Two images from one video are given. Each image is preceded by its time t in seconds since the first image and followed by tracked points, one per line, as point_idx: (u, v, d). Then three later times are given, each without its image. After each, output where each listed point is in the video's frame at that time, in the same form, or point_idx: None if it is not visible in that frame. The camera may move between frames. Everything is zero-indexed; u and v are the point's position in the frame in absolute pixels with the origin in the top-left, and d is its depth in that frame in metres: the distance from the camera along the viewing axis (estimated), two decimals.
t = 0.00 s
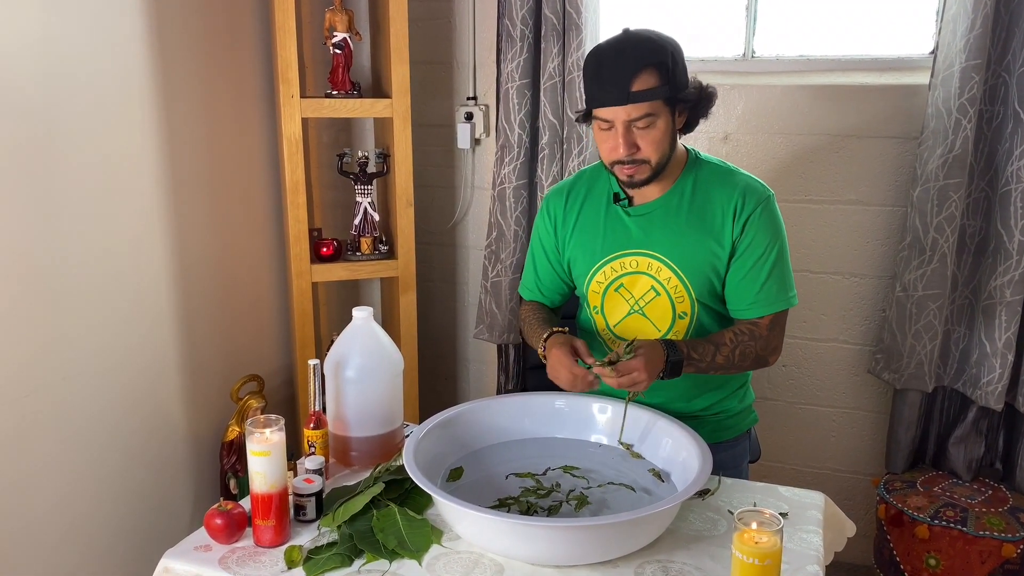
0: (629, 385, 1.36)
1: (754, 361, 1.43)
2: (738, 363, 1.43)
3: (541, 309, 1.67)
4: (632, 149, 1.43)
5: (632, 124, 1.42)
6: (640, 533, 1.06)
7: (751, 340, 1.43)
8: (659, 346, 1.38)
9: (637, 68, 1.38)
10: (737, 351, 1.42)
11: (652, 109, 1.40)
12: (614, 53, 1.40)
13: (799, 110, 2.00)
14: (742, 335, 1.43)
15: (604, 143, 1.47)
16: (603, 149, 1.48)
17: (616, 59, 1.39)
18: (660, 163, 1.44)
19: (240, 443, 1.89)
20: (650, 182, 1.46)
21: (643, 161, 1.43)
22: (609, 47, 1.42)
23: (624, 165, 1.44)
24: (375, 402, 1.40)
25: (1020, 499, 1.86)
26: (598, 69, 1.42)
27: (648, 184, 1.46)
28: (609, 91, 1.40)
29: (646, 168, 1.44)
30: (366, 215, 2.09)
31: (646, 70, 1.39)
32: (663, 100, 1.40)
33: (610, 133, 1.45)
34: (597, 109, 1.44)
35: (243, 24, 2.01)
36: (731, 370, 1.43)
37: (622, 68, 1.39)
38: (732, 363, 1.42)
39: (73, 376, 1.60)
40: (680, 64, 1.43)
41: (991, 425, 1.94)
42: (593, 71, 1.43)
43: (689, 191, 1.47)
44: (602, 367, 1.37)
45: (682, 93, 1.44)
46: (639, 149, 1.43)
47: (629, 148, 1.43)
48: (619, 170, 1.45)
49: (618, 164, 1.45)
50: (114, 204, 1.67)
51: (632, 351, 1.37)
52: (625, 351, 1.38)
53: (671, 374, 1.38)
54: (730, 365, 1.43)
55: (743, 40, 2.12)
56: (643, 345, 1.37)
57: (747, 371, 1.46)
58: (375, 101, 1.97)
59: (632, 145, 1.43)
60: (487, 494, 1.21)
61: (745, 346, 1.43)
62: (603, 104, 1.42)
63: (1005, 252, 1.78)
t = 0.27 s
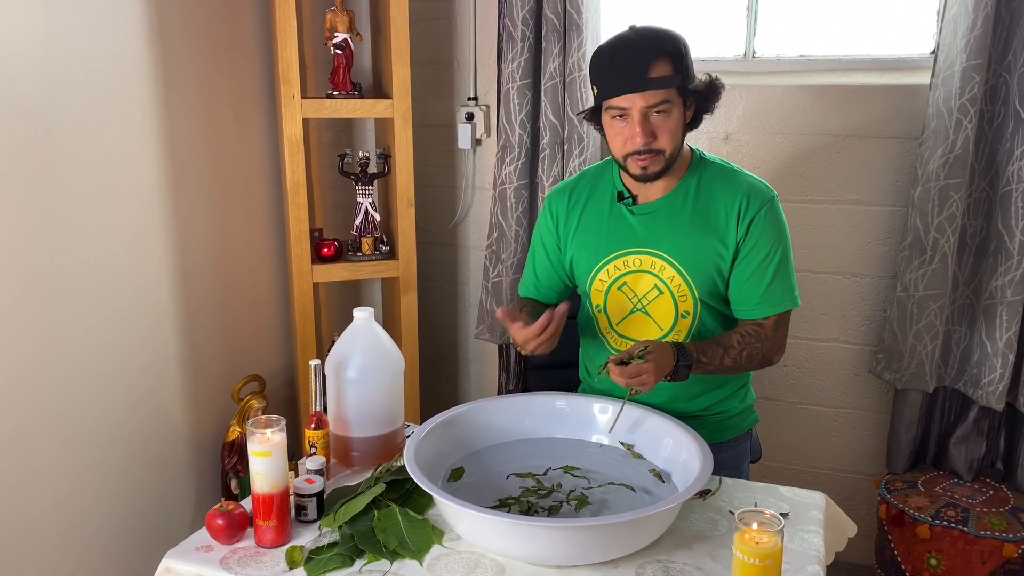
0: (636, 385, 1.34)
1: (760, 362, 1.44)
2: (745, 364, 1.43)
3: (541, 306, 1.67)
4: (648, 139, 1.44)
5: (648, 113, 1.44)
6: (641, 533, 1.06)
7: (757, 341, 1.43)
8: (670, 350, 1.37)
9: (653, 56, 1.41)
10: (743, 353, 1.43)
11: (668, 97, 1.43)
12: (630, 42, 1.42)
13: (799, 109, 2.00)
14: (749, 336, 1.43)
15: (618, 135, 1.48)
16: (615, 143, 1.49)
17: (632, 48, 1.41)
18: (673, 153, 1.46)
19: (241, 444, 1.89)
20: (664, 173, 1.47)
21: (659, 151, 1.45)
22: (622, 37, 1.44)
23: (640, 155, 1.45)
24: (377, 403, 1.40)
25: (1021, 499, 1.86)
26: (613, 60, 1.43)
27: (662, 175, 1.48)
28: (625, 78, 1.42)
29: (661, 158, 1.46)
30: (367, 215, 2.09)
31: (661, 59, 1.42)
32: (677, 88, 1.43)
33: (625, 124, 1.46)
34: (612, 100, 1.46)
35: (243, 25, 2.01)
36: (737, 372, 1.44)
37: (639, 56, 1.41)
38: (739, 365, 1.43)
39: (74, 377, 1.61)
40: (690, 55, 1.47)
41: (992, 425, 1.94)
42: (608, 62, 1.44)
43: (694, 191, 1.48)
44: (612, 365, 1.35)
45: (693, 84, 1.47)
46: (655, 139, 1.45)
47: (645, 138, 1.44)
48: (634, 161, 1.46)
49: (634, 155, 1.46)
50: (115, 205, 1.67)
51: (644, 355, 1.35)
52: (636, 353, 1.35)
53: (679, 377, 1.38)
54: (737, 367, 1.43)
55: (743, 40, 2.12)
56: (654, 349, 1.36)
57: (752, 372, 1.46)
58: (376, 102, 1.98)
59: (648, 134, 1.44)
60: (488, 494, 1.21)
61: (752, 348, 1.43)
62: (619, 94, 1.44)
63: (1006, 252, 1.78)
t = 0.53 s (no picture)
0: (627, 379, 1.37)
1: (756, 362, 1.44)
2: (740, 364, 1.44)
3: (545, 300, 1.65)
4: (653, 133, 1.45)
5: (652, 107, 1.45)
6: (642, 533, 1.06)
7: (753, 342, 1.44)
8: (666, 348, 1.39)
9: (657, 50, 1.42)
10: (740, 353, 1.43)
11: (671, 91, 1.44)
12: (632, 38, 1.43)
13: (800, 110, 2.01)
14: (745, 337, 1.44)
15: (621, 130, 1.48)
16: (619, 139, 1.48)
17: (636, 43, 1.42)
18: (677, 148, 1.47)
19: (243, 444, 1.89)
20: (668, 169, 1.48)
21: (664, 145, 1.45)
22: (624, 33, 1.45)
23: (645, 150, 1.45)
24: (378, 403, 1.41)
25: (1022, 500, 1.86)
26: (616, 55, 1.44)
27: (665, 170, 1.48)
28: (630, 73, 1.43)
29: (665, 153, 1.46)
30: (369, 216, 2.09)
31: (664, 54, 1.43)
32: (679, 83, 1.44)
33: (629, 119, 1.47)
34: (616, 95, 1.46)
35: (245, 26, 2.01)
36: (733, 371, 1.45)
37: (643, 51, 1.42)
38: (734, 364, 1.44)
39: (77, 378, 1.61)
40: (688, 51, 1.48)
41: (993, 425, 1.95)
42: (610, 58, 1.45)
43: (693, 190, 1.48)
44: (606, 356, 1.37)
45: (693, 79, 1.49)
46: (659, 133, 1.45)
47: (651, 132, 1.44)
48: (639, 156, 1.46)
49: (639, 149, 1.46)
50: (117, 207, 1.67)
51: (638, 351, 1.36)
52: (631, 347, 1.37)
53: (672, 375, 1.39)
54: (733, 367, 1.44)
55: (744, 40, 2.13)
56: (649, 345, 1.37)
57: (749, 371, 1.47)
58: (377, 103, 1.98)
59: (653, 129, 1.44)
60: (490, 494, 1.22)
61: (748, 349, 1.44)
62: (624, 88, 1.44)
63: (1006, 253, 1.78)
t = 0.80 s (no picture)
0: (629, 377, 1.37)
1: (758, 362, 1.45)
2: (743, 364, 1.44)
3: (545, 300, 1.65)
4: (657, 132, 1.45)
5: (656, 106, 1.45)
6: (643, 533, 1.06)
7: (756, 342, 1.44)
8: (670, 347, 1.39)
9: (661, 49, 1.43)
10: (743, 352, 1.44)
11: (675, 91, 1.45)
12: (637, 37, 1.44)
13: (801, 111, 2.01)
14: (748, 337, 1.44)
15: (625, 130, 1.48)
16: (623, 138, 1.49)
17: (641, 42, 1.43)
18: (681, 147, 1.47)
19: (244, 445, 1.90)
20: (671, 168, 1.48)
21: (667, 144, 1.46)
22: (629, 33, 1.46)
23: (649, 148, 1.45)
24: (379, 403, 1.41)
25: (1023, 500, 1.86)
26: (621, 54, 1.44)
27: (669, 170, 1.48)
28: (635, 72, 1.43)
29: (669, 152, 1.46)
30: (370, 217, 2.10)
31: (668, 53, 1.44)
32: (683, 83, 1.45)
33: (633, 118, 1.47)
34: (620, 93, 1.46)
35: (246, 27, 2.02)
36: (736, 371, 1.45)
37: (649, 50, 1.42)
38: (737, 364, 1.44)
39: (78, 379, 1.61)
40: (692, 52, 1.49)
41: (993, 426, 1.95)
42: (615, 57, 1.45)
43: (696, 191, 1.49)
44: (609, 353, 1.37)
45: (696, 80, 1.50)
46: (663, 132, 1.46)
47: (655, 131, 1.45)
48: (643, 155, 1.47)
49: (643, 148, 1.46)
50: (119, 208, 1.68)
51: (641, 348, 1.37)
52: (634, 345, 1.37)
53: (675, 375, 1.40)
54: (735, 366, 1.45)
55: (745, 42, 2.13)
56: (652, 344, 1.38)
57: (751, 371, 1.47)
58: (378, 104, 1.98)
59: (657, 128, 1.45)
60: (491, 495, 1.22)
61: (751, 348, 1.44)
62: (629, 87, 1.44)
63: (1006, 254, 1.79)
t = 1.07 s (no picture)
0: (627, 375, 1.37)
1: (759, 362, 1.45)
2: (743, 364, 1.44)
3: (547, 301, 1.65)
4: (666, 128, 1.45)
5: (666, 102, 1.46)
6: (642, 533, 1.06)
7: (756, 342, 1.44)
8: (670, 346, 1.39)
9: (673, 45, 1.44)
10: (743, 352, 1.44)
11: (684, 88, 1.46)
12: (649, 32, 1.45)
13: (801, 112, 2.01)
14: (748, 337, 1.45)
15: (633, 124, 1.49)
16: (630, 133, 1.49)
17: (654, 36, 1.44)
18: (687, 145, 1.48)
19: (244, 446, 1.90)
20: (676, 166, 1.48)
21: (675, 141, 1.46)
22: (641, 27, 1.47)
23: (656, 144, 1.45)
24: (379, 404, 1.41)
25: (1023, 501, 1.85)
26: (634, 47, 1.45)
27: (674, 167, 1.49)
28: (646, 66, 1.44)
29: (676, 149, 1.47)
30: (370, 218, 2.10)
31: (678, 50, 1.45)
32: (691, 80, 1.47)
33: (642, 113, 1.47)
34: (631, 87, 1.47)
35: (247, 29, 2.02)
36: (737, 371, 1.45)
37: (662, 45, 1.43)
38: (738, 364, 1.44)
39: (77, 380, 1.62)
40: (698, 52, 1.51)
41: (994, 427, 1.95)
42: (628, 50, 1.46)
43: (695, 191, 1.49)
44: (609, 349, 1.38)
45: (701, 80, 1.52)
46: (671, 128, 1.46)
47: (664, 126, 1.45)
48: (650, 150, 1.47)
49: (651, 143, 1.46)
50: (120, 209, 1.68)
51: (640, 346, 1.37)
52: (633, 343, 1.37)
53: (675, 374, 1.39)
54: (735, 366, 1.45)
55: (745, 42, 2.13)
56: (653, 342, 1.37)
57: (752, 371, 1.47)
58: (378, 105, 1.99)
59: (666, 124, 1.45)
60: (491, 495, 1.22)
61: (751, 348, 1.44)
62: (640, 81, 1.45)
63: (1006, 254, 1.79)
